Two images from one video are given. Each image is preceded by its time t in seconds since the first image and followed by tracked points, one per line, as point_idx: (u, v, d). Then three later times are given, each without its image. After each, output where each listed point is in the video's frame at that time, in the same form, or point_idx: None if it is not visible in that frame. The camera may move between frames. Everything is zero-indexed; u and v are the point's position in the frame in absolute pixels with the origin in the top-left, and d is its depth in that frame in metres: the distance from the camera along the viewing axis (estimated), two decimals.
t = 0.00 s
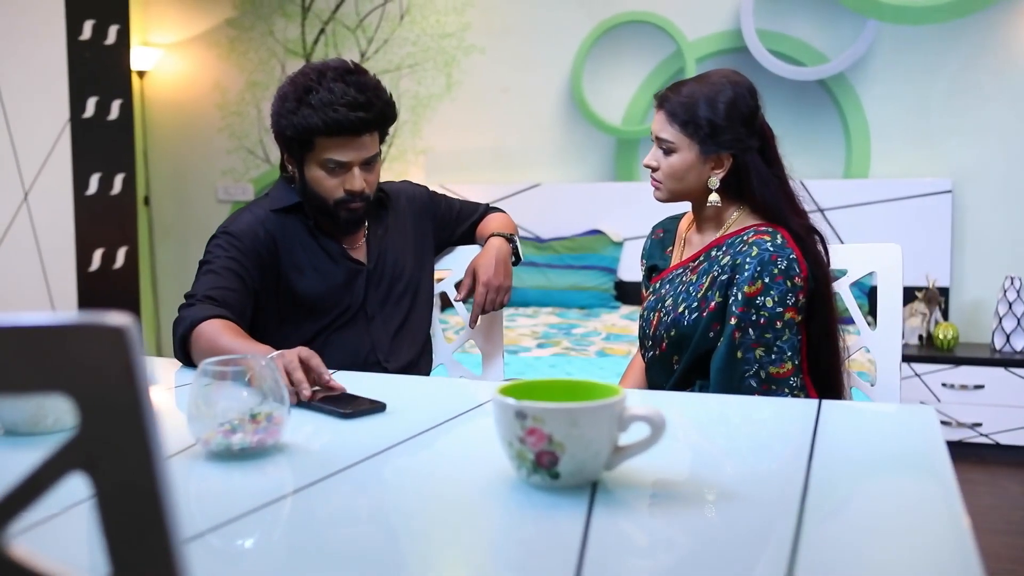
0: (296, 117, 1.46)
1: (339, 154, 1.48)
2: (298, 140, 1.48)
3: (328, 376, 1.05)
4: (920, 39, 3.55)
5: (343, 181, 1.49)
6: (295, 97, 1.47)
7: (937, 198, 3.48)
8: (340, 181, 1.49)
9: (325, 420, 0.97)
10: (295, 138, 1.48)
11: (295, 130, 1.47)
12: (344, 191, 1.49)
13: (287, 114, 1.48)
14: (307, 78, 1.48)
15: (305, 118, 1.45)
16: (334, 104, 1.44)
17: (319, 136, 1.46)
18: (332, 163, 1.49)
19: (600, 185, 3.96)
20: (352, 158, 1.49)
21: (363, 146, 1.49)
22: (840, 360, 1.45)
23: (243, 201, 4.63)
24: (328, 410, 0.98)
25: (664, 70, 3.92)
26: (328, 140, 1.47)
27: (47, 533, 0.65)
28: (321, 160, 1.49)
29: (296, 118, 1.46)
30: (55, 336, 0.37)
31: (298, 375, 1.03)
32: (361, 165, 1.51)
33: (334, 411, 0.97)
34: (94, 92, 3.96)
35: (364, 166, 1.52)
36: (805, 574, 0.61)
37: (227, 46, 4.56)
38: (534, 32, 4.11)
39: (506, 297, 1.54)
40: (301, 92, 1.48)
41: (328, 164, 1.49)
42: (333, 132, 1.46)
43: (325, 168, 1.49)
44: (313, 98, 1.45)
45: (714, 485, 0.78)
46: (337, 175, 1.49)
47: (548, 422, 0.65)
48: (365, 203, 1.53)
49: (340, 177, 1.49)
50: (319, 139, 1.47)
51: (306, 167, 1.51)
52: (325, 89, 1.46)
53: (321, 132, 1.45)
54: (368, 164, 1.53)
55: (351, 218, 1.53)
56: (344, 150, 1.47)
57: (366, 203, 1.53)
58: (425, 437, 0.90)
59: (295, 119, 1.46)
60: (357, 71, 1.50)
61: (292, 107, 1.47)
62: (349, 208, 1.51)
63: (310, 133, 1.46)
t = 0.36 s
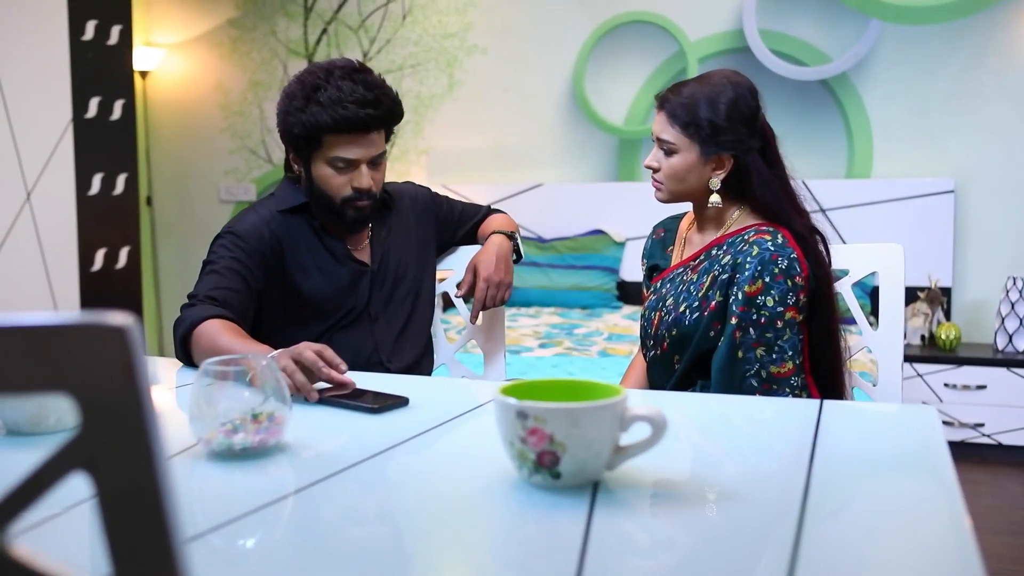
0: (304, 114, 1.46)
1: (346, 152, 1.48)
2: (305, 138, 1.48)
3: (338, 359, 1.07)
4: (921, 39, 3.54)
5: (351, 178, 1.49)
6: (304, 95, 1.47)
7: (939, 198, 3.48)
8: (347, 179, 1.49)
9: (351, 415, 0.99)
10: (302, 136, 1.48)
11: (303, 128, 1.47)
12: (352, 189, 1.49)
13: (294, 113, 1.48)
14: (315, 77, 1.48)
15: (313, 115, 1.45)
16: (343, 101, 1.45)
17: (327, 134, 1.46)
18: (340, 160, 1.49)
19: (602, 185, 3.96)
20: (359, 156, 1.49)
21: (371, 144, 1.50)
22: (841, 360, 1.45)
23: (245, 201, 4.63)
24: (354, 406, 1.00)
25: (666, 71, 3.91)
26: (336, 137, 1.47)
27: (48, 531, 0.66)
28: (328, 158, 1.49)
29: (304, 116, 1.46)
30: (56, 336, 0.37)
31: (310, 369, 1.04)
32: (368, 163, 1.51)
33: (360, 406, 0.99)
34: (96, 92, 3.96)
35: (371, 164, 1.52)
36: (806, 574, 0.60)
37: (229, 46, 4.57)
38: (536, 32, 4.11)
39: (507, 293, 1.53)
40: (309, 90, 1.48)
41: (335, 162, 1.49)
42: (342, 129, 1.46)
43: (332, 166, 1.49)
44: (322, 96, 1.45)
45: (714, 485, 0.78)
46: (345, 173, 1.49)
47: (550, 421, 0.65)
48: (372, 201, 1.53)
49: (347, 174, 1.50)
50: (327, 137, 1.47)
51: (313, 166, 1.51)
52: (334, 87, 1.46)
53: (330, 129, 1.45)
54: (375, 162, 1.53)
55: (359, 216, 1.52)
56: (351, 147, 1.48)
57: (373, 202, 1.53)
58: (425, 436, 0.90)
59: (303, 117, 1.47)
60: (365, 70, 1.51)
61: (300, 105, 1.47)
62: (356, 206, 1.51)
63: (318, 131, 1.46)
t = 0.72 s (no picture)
0: (307, 114, 1.46)
1: (348, 151, 1.48)
2: (308, 137, 1.48)
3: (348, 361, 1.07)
4: (922, 39, 3.54)
5: (353, 178, 1.49)
6: (306, 95, 1.47)
7: (940, 198, 3.48)
8: (350, 178, 1.49)
9: (372, 413, 0.99)
10: (305, 135, 1.48)
11: (306, 127, 1.46)
12: (354, 188, 1.49)
13: (297, 112, 1.47)
14: (318, 76, 1.47)
15: (316, 114, 1.45)
16: (346, 101, 1.44)
17: (329, 134, 1.46)
18: (342, 160, 1.48)
19: (602, 185, 3.96)
20: (362, 156, 1.49)
21: (373, 143, 1.49)
22: (844, 360, 1.45)
23: (245, 201, 4.63)
24: (376, 403, 1.01)
25: (667, 71, 3.91)
26: (338, 137, 1.47)
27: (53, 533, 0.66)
28: (331, 157, 1.49)
29: (307, 115, 1.46)
30: (65, 335, 0.37)
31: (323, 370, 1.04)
32: (370, 163, 1.51)
33: (382, 404, 1.00)
34: (96, 92, 3.95)
35: (374, 164, 1.52)
36: None
37: (229, 46, 4.56)
38: (537, 33, 4.11)
39: (509, 293, 1.53)
40: (311, 89, 1.47)
41: (337, 161, 1.48)
42: (344, 128, 1.45)
43: (335, 166, 1.49)
44: (324, 95, 1.45)
45: (719, 485, 0.78)
46: (347, 172, 1.49)
47: (556, 422, 0.65)
48: (374, 201, 1.52)
49: (350, 174, 1.49)
50: (330, 136, 1.47)
51: (316, 165, 1.51)
52: (336, 86, 1.45)
53: (332, 129, 1.45)
54: (377, 162, 1.53)
55: (361, 216, 1.52)
56: (353, 146, 1.47)
57: (375, 202, 1.53)
58: (430, 437, 0.90)
59: (306, 116, 1.46)
60: (368, 70, 1.50)
61: (302, 104, 1.47)
62: (358, 206, 1.51)
63: (321, 130, 1.46)
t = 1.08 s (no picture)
0: (307, 112, 1.45)
1: (348, 149, 1.47)
2: (308, 135, 1.47)
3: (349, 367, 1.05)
4: (919, 39, 3.55)
5: (353, 176, 1.49)
6: (305, 93, 1.46)
7: (937, 198, 3.48)
8: (350, 177, 1.48)
9: (377, 414, 0.99)
10: (305, 133, 1.47)
11: (306, 125, 1.46)
12: (354, 187, 1.48)
13: (297, 110, 1.47)
14: (317, 74, 1.46)
15: (315, 112, 1.44)
16: (346, 98, 1.43)
17: (329, 131, 1.45)
18: (342, 158, 1.48)
19: (600, 185, 3.96)
20: (362, 153, 1.48)
21: (373, 140, 1.48)
22: (847, 360, 1.45)
23: (242, 201, 4.62)
24: (380, 404, 1.00)
25: (664, 71, 3.91)
26: (338, 135, 1.46)
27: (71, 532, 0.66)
28: (331, 156, 1.48)
29: (307, 113, 1.45)
30: (78, 336, 0.36)
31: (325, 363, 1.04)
32: (370, 160, 1.50)
33: (386, 405, 1.00)
34: (93, 91, 3.93)
35: (374, 162, 1.51)
36: None
37: (225, 46, 4.55)
38: (534, 33, 4.10)
39: (510, 293, 1.52)
40: (311, 87, 1.47)
41: (337, 159, 1.48)
42: (344, 126, 1.45)
43: (335, 164, 1.49)
44: (324, 93, 1.44)
45: (725, 485, 0.78)
46: (347, 170, 1.48)
47: (564, 423, 0.65)
48: (374, 199, 1.52)
49: (350, 172, 1.49)
50: (329, 134, 1.46)
51: (316, 163, 1.50)
52: (336, 84, 1.45)
53: (331, 127, 1.44)
54: (377, 160, 1.52)
55: (361, 215, 1.51)
56: (353, 144, 1.46)
57: (375, 200, 1.52)
58: (435, 438, 0.89)
59: (305, 114, 1.46)
60: (367, 67, 1.49)
61: (302, 102, 1.46)
62: (358, 204, 1.50)
63: (320, 128, 1.45)
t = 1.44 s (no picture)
0: (307, 111, 1.44)
1: (348, 149, 1.46)
2: (308, 134, 1.47)
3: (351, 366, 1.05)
4: (913, 40, 3.56)
5: (354, 176, 1.48)
6: (305, 92, 1.46)
7: (932, 198, 3.49)
8: (350, 176, 1.48)
9: (380, 416, 0.98)
10: (305, 133, 1.47)
11: (306, 124, 1.45)
12: (354, 186, 1.48)
13: (297, 109, 1.46)
14: (317, 72, 1.46)
15: (316, 111, 1.44)
16: (346, 97, 1.42)
17: (329, 130, 1.45)
18: (342, 157, 1.47)
19: (595, 185, 3.96)
20: (362, 153, 1.47)
21: (373, 140, 1.47)
22: (849, 360, 1.45)
23: (236, 201, 4.60)
24: (383, 406, 1.00)
25: (659, 71, 3.91)
26: (338, 134, 1.46)
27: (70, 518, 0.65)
28: (331, 155, 1.48)
29: (307, 111, 1.45)
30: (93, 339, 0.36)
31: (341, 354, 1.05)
32: (370, 160, 1.50)
33: (389, 406, 0.99)
34: (86, 91, 3.91)
35: (374, 161, 1.51)
36: None
37: (219, 45, 4.54)
38: (529, 32, 4.10)
39: (510, 294, 1.51)
40: (311, 86, 1.46)
41: (337, 159, 1.47)
42: (344, 125, 1.44)
43: (335, 164, 1.48)
44: (324, 92, 1.44)
45: (733, 485, 0.78)
46: (347, 170, 1.48)
47: (574, 423, 0.64)
48: (374, 199, 1.51)
49: (350, 172, 1.48)
50: (329, 133, 1.46)
51: (315, 163, 1.50)
52: (336, 83, 1.44)
53: (332, 126, 1.43)
54: (377, 159, 1.51)
55: (360, 215, 1.50)
56: (354, 143, 1.46)
57: (375, 199, 1.51)
58: (440, 439, 0.89)
59: (305, 113, 1.45)
60: (368, 66, 1.48)
61: (302, 101, 1.46)
62: (358, 204, 1.49)
63: (321, 127, 1.44)
